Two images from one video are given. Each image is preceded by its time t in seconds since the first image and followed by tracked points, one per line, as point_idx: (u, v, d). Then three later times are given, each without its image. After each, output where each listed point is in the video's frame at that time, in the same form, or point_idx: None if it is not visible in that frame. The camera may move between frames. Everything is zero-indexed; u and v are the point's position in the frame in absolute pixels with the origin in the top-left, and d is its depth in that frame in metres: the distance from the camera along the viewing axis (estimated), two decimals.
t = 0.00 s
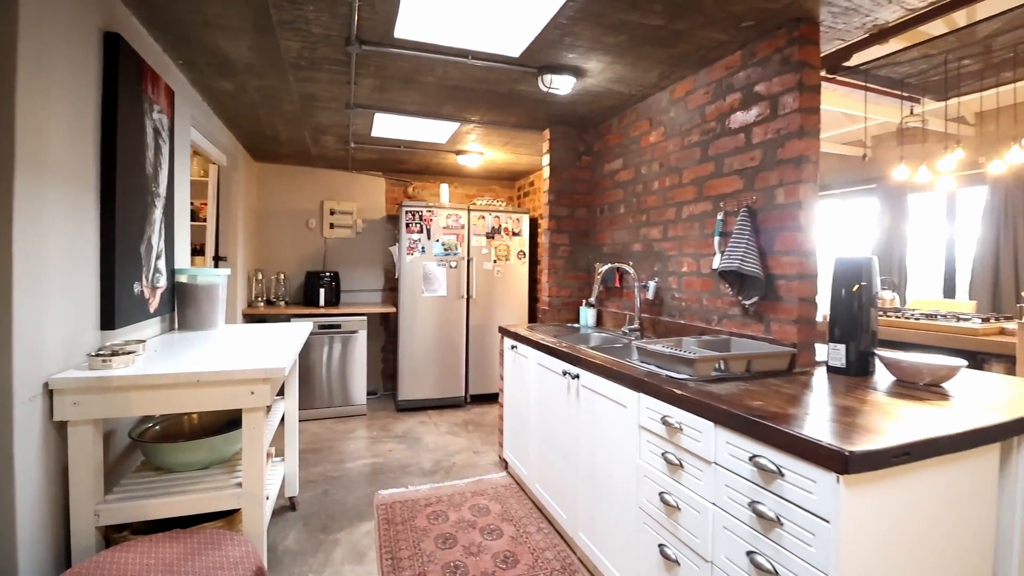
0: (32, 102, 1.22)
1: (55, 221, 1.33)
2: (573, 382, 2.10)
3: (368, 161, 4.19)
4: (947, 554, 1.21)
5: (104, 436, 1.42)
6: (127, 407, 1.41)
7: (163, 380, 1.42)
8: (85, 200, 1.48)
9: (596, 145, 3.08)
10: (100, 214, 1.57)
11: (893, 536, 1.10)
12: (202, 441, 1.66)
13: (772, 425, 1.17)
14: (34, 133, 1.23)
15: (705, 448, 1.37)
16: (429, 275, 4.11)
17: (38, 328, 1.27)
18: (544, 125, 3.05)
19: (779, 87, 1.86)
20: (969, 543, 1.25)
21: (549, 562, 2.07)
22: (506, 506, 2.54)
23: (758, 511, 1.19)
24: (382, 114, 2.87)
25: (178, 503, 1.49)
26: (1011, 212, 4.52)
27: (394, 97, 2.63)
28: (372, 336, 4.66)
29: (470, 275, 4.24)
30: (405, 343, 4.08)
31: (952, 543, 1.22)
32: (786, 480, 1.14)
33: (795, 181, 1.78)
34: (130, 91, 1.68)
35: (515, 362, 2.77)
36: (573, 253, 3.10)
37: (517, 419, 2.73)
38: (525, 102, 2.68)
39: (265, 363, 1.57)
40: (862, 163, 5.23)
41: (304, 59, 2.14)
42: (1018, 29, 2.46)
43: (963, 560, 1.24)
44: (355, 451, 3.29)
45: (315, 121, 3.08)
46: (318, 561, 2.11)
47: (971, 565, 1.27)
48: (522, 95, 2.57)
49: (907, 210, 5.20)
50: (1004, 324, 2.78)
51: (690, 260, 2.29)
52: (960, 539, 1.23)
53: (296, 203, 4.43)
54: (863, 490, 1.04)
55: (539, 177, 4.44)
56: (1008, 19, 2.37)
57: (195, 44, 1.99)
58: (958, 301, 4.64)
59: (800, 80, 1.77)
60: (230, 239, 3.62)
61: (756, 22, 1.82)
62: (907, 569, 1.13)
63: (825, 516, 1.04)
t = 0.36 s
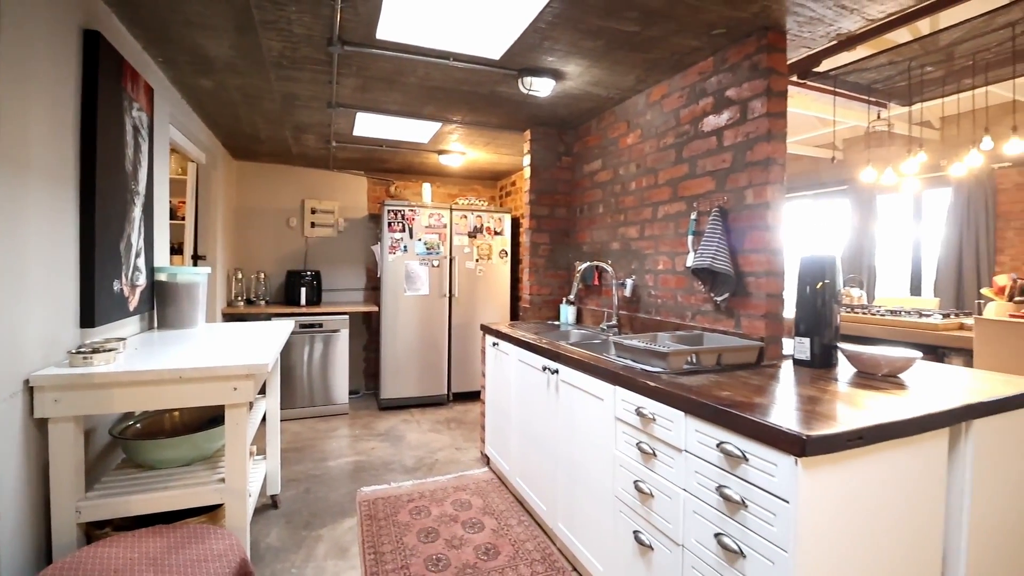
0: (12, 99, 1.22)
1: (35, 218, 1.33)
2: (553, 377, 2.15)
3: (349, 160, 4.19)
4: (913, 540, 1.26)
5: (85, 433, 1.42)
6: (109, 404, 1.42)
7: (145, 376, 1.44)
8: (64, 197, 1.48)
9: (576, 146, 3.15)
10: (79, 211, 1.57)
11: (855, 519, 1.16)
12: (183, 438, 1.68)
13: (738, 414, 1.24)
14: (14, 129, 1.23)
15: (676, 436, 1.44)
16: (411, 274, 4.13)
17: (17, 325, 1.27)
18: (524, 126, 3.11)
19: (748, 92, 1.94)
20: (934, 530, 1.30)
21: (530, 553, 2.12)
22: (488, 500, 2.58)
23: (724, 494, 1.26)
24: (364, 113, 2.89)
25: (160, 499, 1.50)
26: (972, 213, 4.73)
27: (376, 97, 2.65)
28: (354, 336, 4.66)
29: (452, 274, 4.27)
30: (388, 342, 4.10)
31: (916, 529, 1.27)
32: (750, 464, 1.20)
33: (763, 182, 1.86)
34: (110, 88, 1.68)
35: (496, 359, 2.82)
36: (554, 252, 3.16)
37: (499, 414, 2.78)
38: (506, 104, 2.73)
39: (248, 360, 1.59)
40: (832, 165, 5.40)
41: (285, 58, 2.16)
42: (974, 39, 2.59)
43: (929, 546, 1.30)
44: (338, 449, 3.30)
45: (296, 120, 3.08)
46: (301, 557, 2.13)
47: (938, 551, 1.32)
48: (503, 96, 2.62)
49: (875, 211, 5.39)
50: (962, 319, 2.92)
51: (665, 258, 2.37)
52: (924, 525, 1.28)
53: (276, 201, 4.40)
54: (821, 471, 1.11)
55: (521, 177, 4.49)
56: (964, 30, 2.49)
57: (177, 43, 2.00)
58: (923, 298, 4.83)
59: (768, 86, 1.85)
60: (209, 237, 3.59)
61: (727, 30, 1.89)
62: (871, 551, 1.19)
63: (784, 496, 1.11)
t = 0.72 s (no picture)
0: None
1: (8, 211, 1.31)
2: (533, 371, 2.19)
3: (330, 157, 4.17)
4: (875, 521, 1.32)
5: (60, 429, 1.41)
6: (86, 399, 1.41)
7: (123, 371, 1.43)
8: (38, 191, 1.46)
9: (556, 145, 3.19)
10: (54, 205, 1.55)
11: (819, 500, 1.21)
12: (161, 433, 1.67)
13: (708, 401, 1.29)
14: None
15: (650, 425, 1.48)
16: (393, 272, 4.13)
17: None
18: (505, 125, 3.14)
19: (721, 93, 2.00)
20: (896, 511, 1.36)
21: (510, 545, 2.15)
22: (469, 495, 2.61)
23: (695, 479, 1.30)
24: (345, 110, 2.89)
25: (138, 494, 1.50)
26: (938, 213, 4.91)
27: (357, 94, 2.66)
28: (335, 334, 4.63)
29: (434, 272, 4.27)
30: (369, 340, 4.09)
31: (879, 510, 1.33)
32: (719, 450, 1.25)
33: (735, 180, 1.92)
34: (86, 81, 1.67)
35: (478, 355, 2.85)
36: (535, 250, 3.20)
37: (480, 410, 2.81)
38: (487, 102, 2.76)
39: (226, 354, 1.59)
40: (806, 166, 5.55)
41: (265, 54, 2.16)
42: (936, 46, 2.71)
43: (891, 527, 1.36)
44: (319, 447, 3.29)
45: (276, 116, 3.07)
46: (281, 553, 2.13)
47: (899, 532, 1.38)
48: (484, 94, 2.64)
49: (847, 210, 5.55)
50: (926, 314, 3.04)
51: (642, 255, 2.43)
52: (886, 507, 1.34)
53: (256, 198, 4.36)
54: (785, 455, 1.16)
55: (502, 176, 4.52)
56: (927, 36, 2.60)
57: (154, 37, 1.99)
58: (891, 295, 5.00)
59: (739, 88, 1.92)
60: (186, 234, 3.54)
61: (700, 32, 1.95)
62: (835, 531, 1.24)
63: (750, 479, 1.16)
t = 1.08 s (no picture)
0: None
1: None
2: (513, 366, 2.21)
3: (311, 154, 4.13)
4: (843, 506, 1.37)
5: (30, 425, 1.38)
6: (57, 395, 1.39)
7: (96, 367, 1.41)
8: (6, 183, 1.43)
9: (538, 143, 3.21)
10: (24, 198, 1.51)
11: (789, 486, 1.25)
12: (136, 430, 1.65)
13: (682, 391, 1.32)
14: None
15: (627, 416, 1.51)
16: (375, 270, 4.11)
17: None
18: (487, 123, 3.15)
19: (698, 92, 2.04)
20: (863, 496, 1.41)
21: (491, 539, 2.16)
22: (451, 491, 2.61)
23: (670, 468, 1.33)
24: (325, 105, 2.87)
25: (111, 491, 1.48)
26: (908, 213, 5.06)
27: (337, 89, 2.64)
28: (316, 333, 4.59)
29: (416, 270, 4.26)
30: (351, 338, 4.06)
31: (847, 496, 1.37)
32: (693, 438, 1.28)
33: (711, 178, 1.97)
34: (57, 72, 1.63)
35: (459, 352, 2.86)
36: (517, 247, 3.22)
37: (462, 406, 2.82)
38: (469, 99, 2.77)
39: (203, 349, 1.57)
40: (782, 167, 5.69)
41: (243, 47, 2.14)
42: (904, 50, 2.80)
43: (859, 512, 1.40)
44: (299, 446, 3.26)
45: (254, 111, 3.03)
46: (260, 551, 2.11)
47: (867, 517, 1.43)
48: (465, 91, 2.65)
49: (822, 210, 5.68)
50: (896, 310, 3.14)
51: (622, 251, 2.46)
52: (853, 492, 1.39)
53: (234, 195, 4.30)
54: (756, 442, 1.19)
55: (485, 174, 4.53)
56: (896, 40, 2.69)
57: (128, 28, 1.95)
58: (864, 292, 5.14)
59: (715, 87, 1.96)
60: (162, 231, 3.48)
61: (677, 32, 1.99)
62: (804, 515, 1.28)
63: (722, 466, 1.18)
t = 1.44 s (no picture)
0: None
1: None
2: (495, 362, 2.21)
3: (291, 150, 4.08)
4: (817, 495, 1.40)
5: None
6: (25, 391, 1.36)
7: (65, 363, 1.38)
8: None
9: (520, 141, 3.22)
10: None
11: (764, 475, 1.27)
12: (107, 428, 1.61)
13: (661, 383, 1.33)
14: None
15: (607, 409, 1.52)
16: (356, 267, 4.07)
17: None
18: (469, 120, 3.15)
19: (677, 91, 2.06)
20: (836, 485, 1.44)
21: (473, 535, 2.16)
22: (433, 488, 2.60)
23: (649, 459, 1.35)
24: (305, 100, 2.84)
25: (82, 491, 1.44)
26: (882, 213, 5.19)
27: (317, 84, 2.61)
28: (296, 332, 4.53)
29: (398, 268, 4.23)
30: (332, 336, 4.02)
31: (820, 485, 1.40)
32: (671, 429, 1.30)
33: (689, 174, 1.99)
34: (25, 61, 1.58)
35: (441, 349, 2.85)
36: (499, 244, 3.22)
37: (443, 403, 2.81)
38: (451, 96, 2.76)
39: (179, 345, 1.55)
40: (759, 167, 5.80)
41: (220, 39, 2.10)
42: (876, 53, 2.87)
43: (832, 501, 1.43)
44: (278, 446, 3.22)
45: (232, 105, 2.98)
46: (237, 552, 2.07)
47: (839, 505, 1.46)
48: (447, 87, 2.65)
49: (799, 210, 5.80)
50: (869, 306, 3.23)
51: (603, 248, 2.48)
52: (826, 481, 1.42)
53: (211, 191, 4.22)
54: (732, 432, 1.21)
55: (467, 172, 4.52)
56: (869, 44, 2.75)
57: (100, 18, 1.90)
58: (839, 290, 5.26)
59: (693, 85, 1.99)
60: (136, 227, 3.39)
61: (656, 31, 2.01)
62: (778, 504, 1.31)
63: (699, 456, 1.20)
